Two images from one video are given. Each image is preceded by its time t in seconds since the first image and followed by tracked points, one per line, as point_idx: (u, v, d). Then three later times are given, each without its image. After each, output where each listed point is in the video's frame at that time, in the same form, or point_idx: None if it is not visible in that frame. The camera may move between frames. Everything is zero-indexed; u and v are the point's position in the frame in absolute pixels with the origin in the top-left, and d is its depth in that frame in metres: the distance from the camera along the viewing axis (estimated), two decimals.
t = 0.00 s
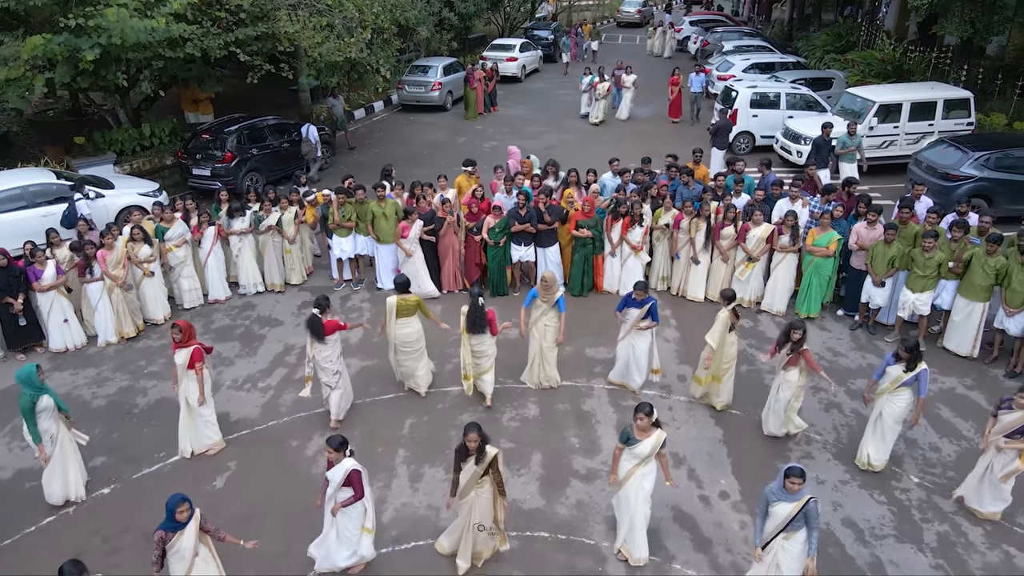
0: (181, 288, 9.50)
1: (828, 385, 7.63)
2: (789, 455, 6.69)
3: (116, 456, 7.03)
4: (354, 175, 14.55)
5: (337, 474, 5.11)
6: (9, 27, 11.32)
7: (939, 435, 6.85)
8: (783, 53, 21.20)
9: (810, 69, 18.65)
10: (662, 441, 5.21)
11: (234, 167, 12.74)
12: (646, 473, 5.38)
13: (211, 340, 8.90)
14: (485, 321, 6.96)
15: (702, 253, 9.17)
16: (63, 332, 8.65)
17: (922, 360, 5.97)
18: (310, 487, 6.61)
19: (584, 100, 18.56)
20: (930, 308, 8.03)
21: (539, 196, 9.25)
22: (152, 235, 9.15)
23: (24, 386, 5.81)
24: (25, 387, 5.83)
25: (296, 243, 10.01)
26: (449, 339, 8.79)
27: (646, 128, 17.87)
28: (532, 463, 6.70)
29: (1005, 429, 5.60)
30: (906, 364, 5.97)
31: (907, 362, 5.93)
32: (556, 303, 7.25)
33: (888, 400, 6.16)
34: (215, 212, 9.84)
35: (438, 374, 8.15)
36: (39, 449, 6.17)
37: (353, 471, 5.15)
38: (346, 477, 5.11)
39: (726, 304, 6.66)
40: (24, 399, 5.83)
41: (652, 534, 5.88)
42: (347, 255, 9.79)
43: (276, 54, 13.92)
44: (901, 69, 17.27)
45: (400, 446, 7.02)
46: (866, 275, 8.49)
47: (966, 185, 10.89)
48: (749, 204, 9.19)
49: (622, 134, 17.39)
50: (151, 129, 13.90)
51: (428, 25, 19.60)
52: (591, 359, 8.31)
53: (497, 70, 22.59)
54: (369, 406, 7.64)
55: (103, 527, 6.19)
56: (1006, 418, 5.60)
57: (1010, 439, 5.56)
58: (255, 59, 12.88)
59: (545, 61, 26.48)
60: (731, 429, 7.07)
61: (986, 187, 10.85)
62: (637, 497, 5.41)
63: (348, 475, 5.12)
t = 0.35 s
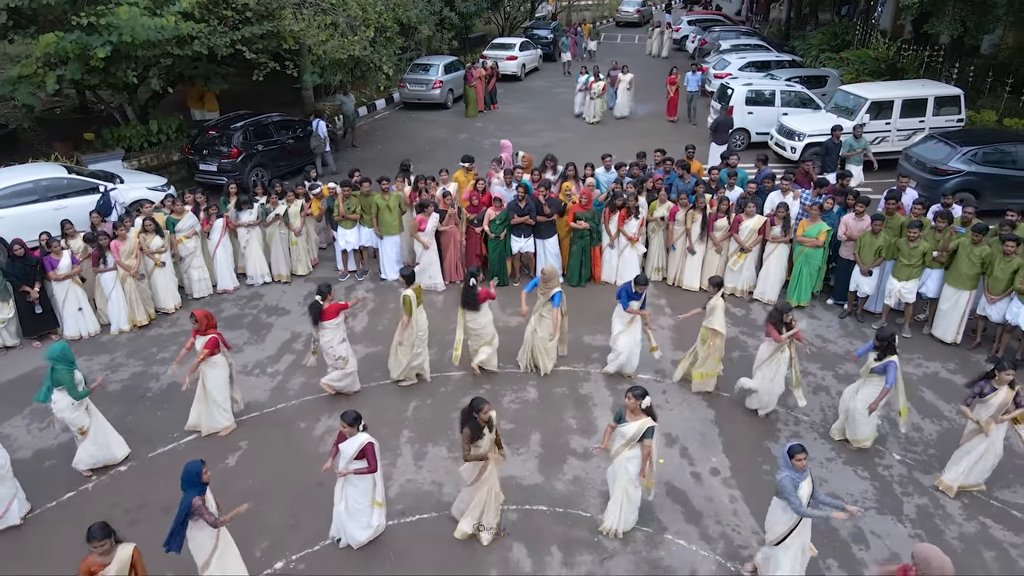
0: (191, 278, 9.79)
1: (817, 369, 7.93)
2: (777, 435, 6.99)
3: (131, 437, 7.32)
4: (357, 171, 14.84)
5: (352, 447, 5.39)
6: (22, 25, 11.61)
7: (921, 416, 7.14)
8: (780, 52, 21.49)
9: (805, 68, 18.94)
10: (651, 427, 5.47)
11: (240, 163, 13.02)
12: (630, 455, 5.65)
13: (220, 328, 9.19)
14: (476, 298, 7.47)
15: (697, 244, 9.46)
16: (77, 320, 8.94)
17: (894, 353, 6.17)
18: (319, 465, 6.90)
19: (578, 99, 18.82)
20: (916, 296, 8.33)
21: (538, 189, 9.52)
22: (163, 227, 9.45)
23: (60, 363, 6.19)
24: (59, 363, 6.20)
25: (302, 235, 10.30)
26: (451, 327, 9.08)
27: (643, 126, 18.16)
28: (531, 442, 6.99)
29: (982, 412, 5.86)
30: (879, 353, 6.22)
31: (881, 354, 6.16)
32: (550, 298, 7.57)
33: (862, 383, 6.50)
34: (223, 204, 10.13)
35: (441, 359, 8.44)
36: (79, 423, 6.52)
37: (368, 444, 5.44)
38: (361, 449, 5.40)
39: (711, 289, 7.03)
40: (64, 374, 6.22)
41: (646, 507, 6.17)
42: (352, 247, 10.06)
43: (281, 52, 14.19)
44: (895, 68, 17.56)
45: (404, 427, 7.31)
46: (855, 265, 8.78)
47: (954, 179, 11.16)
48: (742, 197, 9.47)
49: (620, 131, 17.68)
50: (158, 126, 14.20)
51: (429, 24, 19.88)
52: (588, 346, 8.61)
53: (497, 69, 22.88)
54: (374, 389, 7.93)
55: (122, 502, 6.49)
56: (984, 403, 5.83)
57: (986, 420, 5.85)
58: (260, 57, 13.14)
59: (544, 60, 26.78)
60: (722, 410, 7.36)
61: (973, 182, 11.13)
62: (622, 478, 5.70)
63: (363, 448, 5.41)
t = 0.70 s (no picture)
0: (200, 269, 10.09)
1: (806, 354, 8.24)
2: (766, 415, 7.29)
3: (146, 417, 7.62)
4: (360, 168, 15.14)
5: (360, 424, 5.67)
6: (34, 23, 11.90)
7: (905, 397, 7.45)
8: (776, 51, 21.82)
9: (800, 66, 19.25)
10: (638, 410, 5.68)
11: (246, 158, 13.30)
12: (610, 429, 5.88)
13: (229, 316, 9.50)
14: (468, 288, 7.75)
15: (692, 235, 9.76)
16: (91, 309, 9.25)
17: (873, 341, 6.41)
18: (328, 444, 7.20)
19: (571, 99, 18.92)
20: (901, 284, 8.63)
21: (537, 183, 9.81)
22: (174, 218, 9.77)
23: (86, 349, 6.44)
24: (85, 349, 6.46)
25: (308, 227, 10.61)
26: (453, 315, 9.38)
27: (641, 123, 18.47)
28: (531, 422, 7.29)
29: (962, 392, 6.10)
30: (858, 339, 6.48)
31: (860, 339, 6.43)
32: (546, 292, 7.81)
33: (842, 367, 6.78)
34: (232, 197, 10.44)
35: (444, 345, 8.74)
36: (105, 405, 6.81)
37: (375, 423, 5.71)
38: (368, 427, 5.67)
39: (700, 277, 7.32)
40: (91, 359, 6.48)
41: (640, 482, 6.47)
42: (357, 238, 10.34)
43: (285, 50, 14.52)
44: (888, 66, 17.88)
45: (408, 408, 7.61)
46: (843, 255, 9.07)
47: (943, 173, 11.46)
48: (734, 189, 9.77)
49: (618, 128, 17.99)
50: (166, 122, 14.50)
51: (431, 23, 20.19)
52: (585, 332, 8.91)
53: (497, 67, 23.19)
54: (379, 374, 8.23)
55: (139, 478, 6.79)
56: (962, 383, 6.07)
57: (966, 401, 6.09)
58: (266, 55, 13.45)
59: (544, 59, 27.09)
60: (714, 393, 7.67)
61: (961, 176, 11.44)
62: (601, 451, 6.00)
63: (370, 426, 5.69)
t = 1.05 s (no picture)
0: (208, 261, 10.36)
1: (796, 341, 8.53)
2: (756, 398, 7.58)
3: (160, 401, 7.92)
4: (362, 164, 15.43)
5: (361, 403, 5.99)
6: (45, 23, 12.19)
7: (889, 381, 7.73)
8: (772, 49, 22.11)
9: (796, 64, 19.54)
10: (631, 392, 5.93)
11: (251, 154, 13.57)
12: (602, 408, 6.17)
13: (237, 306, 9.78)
14: (467, 271, 8.04)
15: (686, 227, 10.05)
16: (104, 298, 9.53)
17: (854, 313, 6.72)
18: (334, 425, 7.49)
19: (566, 98, 19.09)
20: (888, 274, 8.92)
21: (535, 177, 10.08)
22: (183, 211, 10.05)
23: (104, 330, 6.74)
24: (103, 330, 6.76)
25: (313, 220, 10.90)
26: (454, 305, 9.67)
27: (639, 121, 18.76)
28: (530, 405, 7.58)
29: (942, 373, 6.32)
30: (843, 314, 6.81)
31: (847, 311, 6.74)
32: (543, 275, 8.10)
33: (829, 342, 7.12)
34: (239, 191, 10.72)
35: (445, 333, 9.03)
36: (121, 382, 7.12)
37: (376, 403, 6.05)
38: (369, 406, 5.99)
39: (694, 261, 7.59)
40: (109, 338, 6.79)
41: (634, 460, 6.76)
42: (362, 231, 10.62)
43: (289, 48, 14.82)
44: (882, 64, 18.17)
45: (412, 392, 7.90)
46: (833, 246, 9.35)
47: (932, 168, 11.74)
48: (728, 183, 10.06)
49: (616, 126, 18.27)
50: (172, 119, 14.77)
51: (432, 22, 20.47)
52: (583, 321, 9.20)
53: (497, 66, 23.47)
54: (383, 360, 8.52)
55: (154, 457, 7.08)
56: (941, 364, 6.28)
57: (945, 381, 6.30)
58: (271, 53, 13.72)
59: (544, 58, 27.37)
60: (706, 377, 7.96)
61: (950, 171, 11.72)
62: (593, 428, 6.32)
63: (370, 406, 6.00)
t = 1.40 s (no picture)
0: (216, 253, 10.61)
1: (786, 328, 8.83)
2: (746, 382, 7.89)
3: (173, 385, 8.22)
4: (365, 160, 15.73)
5: (351, 369, 6.32)
6: (56, 22, 12.49)
7: (875, 366, 8.04)
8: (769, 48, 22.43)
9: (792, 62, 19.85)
10: (620, 365, 6.23)
11: (256, 150, 13.87)
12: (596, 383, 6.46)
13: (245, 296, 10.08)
14: (471, 263, 8.34)
15: (681, 219, 10.33)
16: (116, 288, 9.82)
17: (840, 291, 7.02)
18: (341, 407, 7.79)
19: (557, 97, 19.26)
20: (876, 264, 9.22)
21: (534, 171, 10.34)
22: (192, 205, 10.35)
23: (127, 318, 7.08)
24: (126, 318, 7.09)
25: (318, 214, 11.20)
26: (456, 294, 9.97)
27: (637, 118, 19.07)
28: (529, 388, 7.88)
29: (914, 360, 6.49)
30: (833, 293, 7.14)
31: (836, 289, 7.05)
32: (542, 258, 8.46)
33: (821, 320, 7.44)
34: (246, 185, 11.02)
35: (447, 321, 9.33)
36: (139, 366, 7.40)
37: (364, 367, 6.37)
38: (359, 372, 6.34)
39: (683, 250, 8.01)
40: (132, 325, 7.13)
41: (628, 438, 7.06)
42: (366, 223, 10.93)
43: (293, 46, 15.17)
44: (876, 62, 18.48)
45: (415, 376, 8.20)
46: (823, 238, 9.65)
47: (922, 163, 12.04)
48: (722, 176, 10.37)
49: (615, 123, 18.57)
50: (179, 116, 15.06)
51: (433, 22, 20.79)
52: (580, 310, 9.50)
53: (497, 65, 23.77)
54: (387, 346, 8.81)
55: (169, 436, 7.39)
56: (914, 352, 6.44)
57: (919, 368, 6.49)
58: (276, 51, 14.04)
59: (544, 57, 27.67)
60: (699, 362, 8.27)
61: (939, 166, 12.03)
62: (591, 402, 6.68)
63: (360, 371, 6.35)
